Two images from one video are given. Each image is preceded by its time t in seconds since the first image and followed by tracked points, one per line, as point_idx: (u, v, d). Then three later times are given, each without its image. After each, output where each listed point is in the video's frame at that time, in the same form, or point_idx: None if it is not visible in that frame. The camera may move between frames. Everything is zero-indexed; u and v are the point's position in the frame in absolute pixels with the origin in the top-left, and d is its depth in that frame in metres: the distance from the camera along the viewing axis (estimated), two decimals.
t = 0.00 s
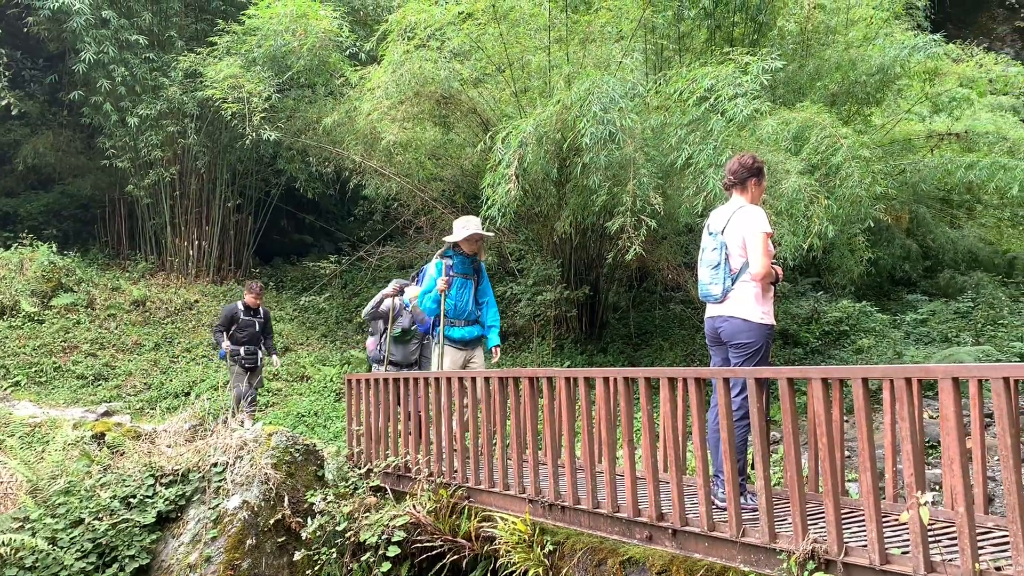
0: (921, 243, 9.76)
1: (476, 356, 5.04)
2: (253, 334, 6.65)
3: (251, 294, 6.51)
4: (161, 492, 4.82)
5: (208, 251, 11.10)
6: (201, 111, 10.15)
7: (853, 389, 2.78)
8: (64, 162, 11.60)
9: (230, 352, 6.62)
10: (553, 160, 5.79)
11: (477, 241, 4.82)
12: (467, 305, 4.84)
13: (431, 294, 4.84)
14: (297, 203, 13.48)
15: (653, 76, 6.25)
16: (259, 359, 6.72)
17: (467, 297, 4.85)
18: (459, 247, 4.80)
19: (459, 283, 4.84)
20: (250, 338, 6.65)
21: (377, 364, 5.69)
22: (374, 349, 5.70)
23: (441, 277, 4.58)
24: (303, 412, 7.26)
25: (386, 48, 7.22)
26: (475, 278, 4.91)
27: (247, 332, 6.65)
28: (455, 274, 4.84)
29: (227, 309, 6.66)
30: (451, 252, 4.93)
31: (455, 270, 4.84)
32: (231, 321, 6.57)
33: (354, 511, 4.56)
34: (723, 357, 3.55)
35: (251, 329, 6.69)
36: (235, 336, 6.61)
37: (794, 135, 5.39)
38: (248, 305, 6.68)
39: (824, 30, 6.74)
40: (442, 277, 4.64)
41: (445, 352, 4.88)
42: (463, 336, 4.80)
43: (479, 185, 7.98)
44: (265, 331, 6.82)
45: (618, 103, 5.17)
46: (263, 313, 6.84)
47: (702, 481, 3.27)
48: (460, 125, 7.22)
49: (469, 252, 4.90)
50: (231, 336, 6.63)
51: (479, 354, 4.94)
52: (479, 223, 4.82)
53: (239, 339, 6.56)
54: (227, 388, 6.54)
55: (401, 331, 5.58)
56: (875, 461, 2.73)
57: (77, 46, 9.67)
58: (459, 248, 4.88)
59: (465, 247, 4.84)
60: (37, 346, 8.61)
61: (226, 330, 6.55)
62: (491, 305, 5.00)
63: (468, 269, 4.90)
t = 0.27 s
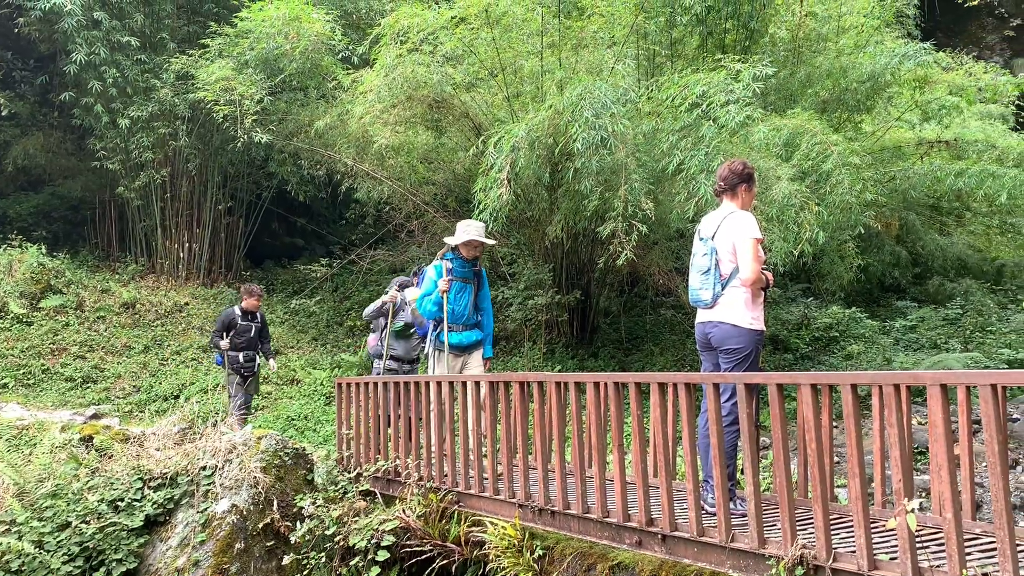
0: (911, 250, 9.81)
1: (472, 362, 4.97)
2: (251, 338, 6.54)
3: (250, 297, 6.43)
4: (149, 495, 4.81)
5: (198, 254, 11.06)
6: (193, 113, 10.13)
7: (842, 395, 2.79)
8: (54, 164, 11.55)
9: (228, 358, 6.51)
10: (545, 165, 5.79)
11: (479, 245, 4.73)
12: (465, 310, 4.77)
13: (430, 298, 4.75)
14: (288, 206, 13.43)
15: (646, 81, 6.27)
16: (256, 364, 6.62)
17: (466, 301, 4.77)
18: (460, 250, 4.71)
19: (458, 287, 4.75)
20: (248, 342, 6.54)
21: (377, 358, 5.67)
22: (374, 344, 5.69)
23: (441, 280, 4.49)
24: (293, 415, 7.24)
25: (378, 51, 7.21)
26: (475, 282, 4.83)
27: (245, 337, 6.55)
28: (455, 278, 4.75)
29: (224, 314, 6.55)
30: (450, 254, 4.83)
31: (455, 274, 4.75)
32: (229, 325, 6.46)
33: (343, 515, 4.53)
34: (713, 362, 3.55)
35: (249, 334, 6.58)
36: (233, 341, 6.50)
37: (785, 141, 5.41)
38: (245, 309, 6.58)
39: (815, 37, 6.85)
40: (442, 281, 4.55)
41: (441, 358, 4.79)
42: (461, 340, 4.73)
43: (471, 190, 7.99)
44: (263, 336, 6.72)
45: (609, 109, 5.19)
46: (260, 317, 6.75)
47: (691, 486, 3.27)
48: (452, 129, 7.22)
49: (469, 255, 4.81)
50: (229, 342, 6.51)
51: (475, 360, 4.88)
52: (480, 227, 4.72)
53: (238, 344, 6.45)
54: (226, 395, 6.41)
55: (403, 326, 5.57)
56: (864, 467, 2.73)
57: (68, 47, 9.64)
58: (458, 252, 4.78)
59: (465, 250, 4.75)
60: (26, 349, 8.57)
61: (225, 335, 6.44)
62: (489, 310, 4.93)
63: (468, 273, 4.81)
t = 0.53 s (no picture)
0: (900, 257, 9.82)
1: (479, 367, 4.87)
2: (248, 344, 6.52)
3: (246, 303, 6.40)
4: (136, 499, 4.77)
5: (188, 256, 11.01)
6: (183, 115, 10.10)
7: (830, 401, 2.80)
8: (43, 165, 11.49)
9: (226, 364, 6.48)
10: (536, 170, 5.80)
11: (490, 250, 4.58)
12: (473, 315, 4.65)
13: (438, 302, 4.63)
14: (278, 210, 13.40)
15: (636, 88, 6.29)
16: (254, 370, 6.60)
17: (474, 306, 4.64)
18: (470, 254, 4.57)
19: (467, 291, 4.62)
20: (246, 348, 6.51)
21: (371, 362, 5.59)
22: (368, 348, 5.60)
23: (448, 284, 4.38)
24: (281, 419, 7.21)
25: (370, 55, 7.22)
26: (484, 287, 4.69)
27: (242, 343, 6.52)
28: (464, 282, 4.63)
29: (220, 321, 6.51)
30: (460, 258, 4.71)
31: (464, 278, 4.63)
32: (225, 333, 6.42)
33: (331, 520, 4.55)
34: (703, 368, 3.56)
35: (246, 340, 6.55)
36: (230, 348, 6.47)
37: (774, 148, 5.44)
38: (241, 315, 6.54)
39: (806, 44, 6.89)
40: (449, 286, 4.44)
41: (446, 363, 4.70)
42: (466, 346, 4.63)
43: (462, 194, 7.99)
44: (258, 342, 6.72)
45: (600, 114, 5.19)
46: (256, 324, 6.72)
47: (680, 492, 3.27)
48: (443, 133, 7.21)
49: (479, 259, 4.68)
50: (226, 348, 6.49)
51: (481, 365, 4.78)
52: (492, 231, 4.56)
53: (236, 351, 6.43)
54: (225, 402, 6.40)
55: (397, 331, 5.45)
56: (851, 473, 2.74)
57: (58, 48, 9.61)
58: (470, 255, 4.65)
59: (476, 254, 4.60)
60: (13, 350, 8.51)
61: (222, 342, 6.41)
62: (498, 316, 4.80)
63: (477, 277, 4.68)
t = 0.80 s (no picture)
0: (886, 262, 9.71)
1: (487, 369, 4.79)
2: (247, 349, 6.44)
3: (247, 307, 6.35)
4: (121, 502, 4.75)
5: (175, 259, 10.97)
6: (171, 117, 10.07)
7: (815, 406, 2.81)
8: (29, 166, 11.42)
9: (227, 371, 6.36)
10: (525, 174, 5.81)
11: (497, 250, 4.51)
12: (478, 315, 4.59)
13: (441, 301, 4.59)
14: (266, 212, 13.34)
15: (625, 93, 6.30)
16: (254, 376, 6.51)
17: (479, 307, 4.59)
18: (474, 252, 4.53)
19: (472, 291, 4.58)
20: (245, 353, 6.42)
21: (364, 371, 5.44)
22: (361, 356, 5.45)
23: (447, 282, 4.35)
24: (268, 423, 7.19)
25: (360, 58, 7.22)
26: (491, 289, 4.62)
27: (241, 348, 6.44)
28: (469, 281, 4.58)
29: (218, 328, 6.40)
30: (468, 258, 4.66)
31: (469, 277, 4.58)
32: (225, 336, 6.34)
33: (318, 524, 4.50)
34: (689, 372, 3.57)
35: (244, 345, 6.47)
36: (231, 354, 6.37)
37: (762, 154, 5.46)
38: (239, 320, 6.47)
39: (793, 51, 6.96)
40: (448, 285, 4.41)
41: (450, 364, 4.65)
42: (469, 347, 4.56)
43: (451, 198, 7.99)
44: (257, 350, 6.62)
45: (589, 119, 5.18)
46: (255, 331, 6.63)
47: (666, 496, 3.27)
48: (432, 137, 7.22)
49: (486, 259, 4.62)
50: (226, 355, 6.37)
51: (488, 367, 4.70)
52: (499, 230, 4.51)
53: (238, 356, 6.34)
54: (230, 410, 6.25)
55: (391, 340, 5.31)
56: (837, 477, 2.75)
57: (45, 49, 9.56)
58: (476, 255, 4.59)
59: (482, 253, 4.56)
60: None
61: (223, 348, 6.30)
62: (508, 318, 4.71)
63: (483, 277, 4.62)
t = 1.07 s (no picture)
0: (870, 266, 9.84)
1: (483, 372, 4.73)
2: (253, 358, 6.17)
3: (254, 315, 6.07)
4: (103, 505, 4.71)
5: (160, 260, 10.90)
6: (156, 118, 10.02)
7: (799, 408, 2.81)
8: (13, 166, 11.32)
9: (230, 379, 6.12)
10: (513, 176, 5.82)
11: (494, 251, 4.46)
12: (474, 318, 4.54)
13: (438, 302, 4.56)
14: (252, 213, 13.25)
15: (613, 96, 6.31)
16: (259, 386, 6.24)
17: (476, 308, 4.53)
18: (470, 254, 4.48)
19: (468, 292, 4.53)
20: (250, 361, 6.16)
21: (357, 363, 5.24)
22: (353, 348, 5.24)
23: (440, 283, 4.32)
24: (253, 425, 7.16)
25: (346, 59, 7.21)
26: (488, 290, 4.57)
27: (247, 356, 6.18)
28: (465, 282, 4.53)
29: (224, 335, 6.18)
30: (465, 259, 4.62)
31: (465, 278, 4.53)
32: (229, 343, 6.10)
33: (302, 526, 4.48)
34: (674, 375, 3.57)
35: (251, 353, 6.20)
36: (234, 362, 6.13)
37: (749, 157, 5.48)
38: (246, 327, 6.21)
39: (780, 55, 7.01)
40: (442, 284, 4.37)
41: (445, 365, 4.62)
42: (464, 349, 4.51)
43: (438, 200, 7.97)
44: (265, 359, 6.35)
45: (576, 122, 5.21)
46: (264, 339, 6.37)
47: (651, 498, 3.27)
48: (419, 139, 7.20)
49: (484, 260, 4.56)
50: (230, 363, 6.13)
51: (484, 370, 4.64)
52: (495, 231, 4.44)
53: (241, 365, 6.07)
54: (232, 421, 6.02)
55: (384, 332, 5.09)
56: (821, 480, 2.75)
57: (29, 49, 9.49)
58: (473, 256, 4.55)
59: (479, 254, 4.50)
60: None
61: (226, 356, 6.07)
62: (507, 320, 4.64)
63: (481, 279, 4.57)
